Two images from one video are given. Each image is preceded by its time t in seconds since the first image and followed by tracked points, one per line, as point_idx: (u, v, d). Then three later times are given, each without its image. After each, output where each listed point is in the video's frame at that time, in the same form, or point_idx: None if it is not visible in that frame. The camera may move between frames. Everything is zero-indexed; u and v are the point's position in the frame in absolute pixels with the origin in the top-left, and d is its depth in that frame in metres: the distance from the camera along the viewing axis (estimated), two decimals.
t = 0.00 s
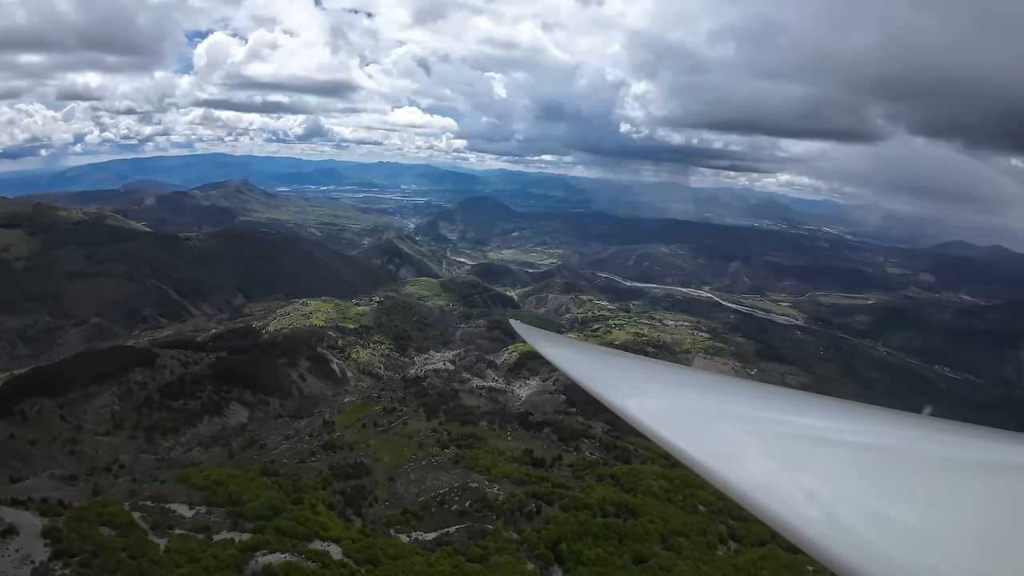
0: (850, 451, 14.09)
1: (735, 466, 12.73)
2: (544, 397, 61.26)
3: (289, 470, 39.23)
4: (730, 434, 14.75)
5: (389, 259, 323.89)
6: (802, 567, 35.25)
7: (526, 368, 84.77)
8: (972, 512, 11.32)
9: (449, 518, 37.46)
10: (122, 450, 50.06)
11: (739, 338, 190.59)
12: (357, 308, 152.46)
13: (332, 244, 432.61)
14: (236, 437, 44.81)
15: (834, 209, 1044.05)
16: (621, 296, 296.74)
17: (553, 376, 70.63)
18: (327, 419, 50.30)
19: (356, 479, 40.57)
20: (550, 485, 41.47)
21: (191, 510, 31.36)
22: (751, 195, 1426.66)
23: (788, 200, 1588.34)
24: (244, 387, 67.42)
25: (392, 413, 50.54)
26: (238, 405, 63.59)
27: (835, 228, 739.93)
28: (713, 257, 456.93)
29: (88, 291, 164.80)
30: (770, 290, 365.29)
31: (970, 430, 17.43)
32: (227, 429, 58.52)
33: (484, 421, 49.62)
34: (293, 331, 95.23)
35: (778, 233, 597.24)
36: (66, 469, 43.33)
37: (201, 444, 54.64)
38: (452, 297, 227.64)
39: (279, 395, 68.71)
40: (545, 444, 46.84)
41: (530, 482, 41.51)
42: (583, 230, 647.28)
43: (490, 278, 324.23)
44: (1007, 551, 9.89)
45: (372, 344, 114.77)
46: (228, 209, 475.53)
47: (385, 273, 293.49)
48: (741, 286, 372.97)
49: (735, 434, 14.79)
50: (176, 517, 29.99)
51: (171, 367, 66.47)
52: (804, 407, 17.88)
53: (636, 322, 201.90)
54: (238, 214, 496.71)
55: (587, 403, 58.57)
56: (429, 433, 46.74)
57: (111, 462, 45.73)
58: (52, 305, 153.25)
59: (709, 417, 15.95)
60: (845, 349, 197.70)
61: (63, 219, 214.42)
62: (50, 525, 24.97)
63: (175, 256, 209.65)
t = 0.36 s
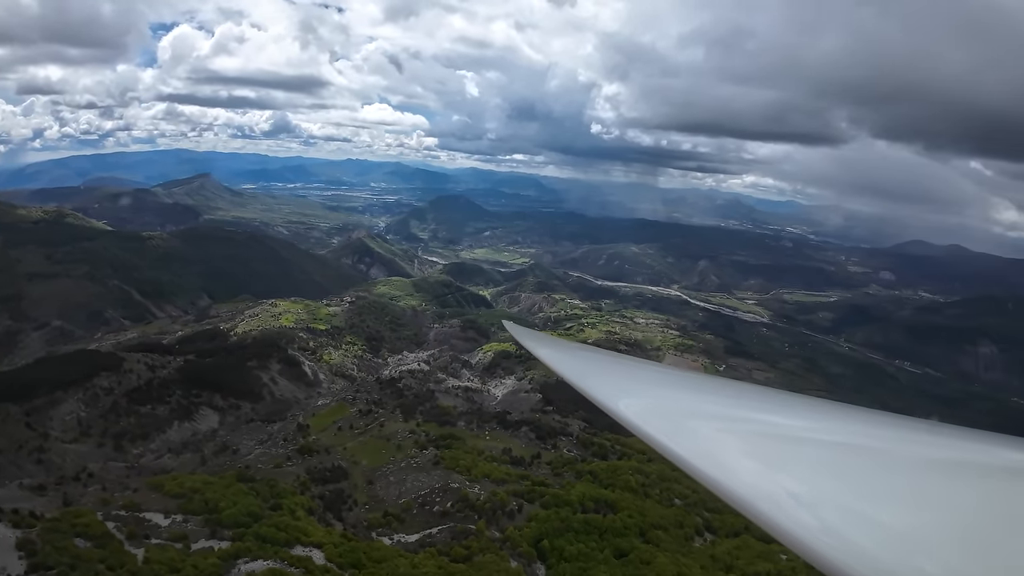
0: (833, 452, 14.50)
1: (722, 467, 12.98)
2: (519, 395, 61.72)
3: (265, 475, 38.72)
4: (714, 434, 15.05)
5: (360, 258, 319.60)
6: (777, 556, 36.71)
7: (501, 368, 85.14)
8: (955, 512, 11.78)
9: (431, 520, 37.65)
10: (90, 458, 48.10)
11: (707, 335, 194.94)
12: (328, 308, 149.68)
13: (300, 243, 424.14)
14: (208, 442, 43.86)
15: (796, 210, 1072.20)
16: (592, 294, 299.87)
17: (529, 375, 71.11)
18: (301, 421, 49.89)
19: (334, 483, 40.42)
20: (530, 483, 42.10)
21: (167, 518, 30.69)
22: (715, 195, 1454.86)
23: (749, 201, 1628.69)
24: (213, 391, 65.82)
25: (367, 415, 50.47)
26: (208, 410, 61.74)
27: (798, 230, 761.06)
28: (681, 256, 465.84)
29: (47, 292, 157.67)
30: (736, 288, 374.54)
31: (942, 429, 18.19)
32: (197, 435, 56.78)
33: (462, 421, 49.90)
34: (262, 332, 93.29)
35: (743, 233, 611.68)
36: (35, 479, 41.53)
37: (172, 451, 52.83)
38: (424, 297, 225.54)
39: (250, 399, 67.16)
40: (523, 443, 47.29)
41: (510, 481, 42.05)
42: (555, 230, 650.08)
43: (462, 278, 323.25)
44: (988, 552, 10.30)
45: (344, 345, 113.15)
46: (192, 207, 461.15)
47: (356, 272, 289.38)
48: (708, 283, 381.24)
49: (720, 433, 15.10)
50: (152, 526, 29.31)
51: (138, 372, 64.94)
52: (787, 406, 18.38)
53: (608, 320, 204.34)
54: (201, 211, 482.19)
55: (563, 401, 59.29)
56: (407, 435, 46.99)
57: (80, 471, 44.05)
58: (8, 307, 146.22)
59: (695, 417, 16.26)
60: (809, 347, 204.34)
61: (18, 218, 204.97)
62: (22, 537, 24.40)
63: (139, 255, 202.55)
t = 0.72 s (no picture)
0: (819, 452, 14.34)
1: (698, 471, 13.00)
2: (492, 393, 62.14)
3: (237, 479, 38.04)
4: (695, 435, 15.07)
5: (326, 255, 314.42)
6: (745, 545, 38.39)
7: (473, 366, 85.33)
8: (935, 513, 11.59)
9: (409, 519, 37.79)
10: (54, 463, 46.06)
11: (674, 331, 199.38)
12: (293, 306, 146.42)
13: (264, 238, 414.51)
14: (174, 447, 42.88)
15: (756, 210, 1101.62)
16: (561, 291, 302.61)
17: (500, 372, 72.03)
18: (271, 422, 49.46)
19: (308, 485, 40.14)
20: (506, 479, 42.90)
21: (138, 525, 30.07)
22: (677, 194, 1483.63)
23: (710, 200, 1666.66)
24: (179, 392, 64.24)
25: (339, 415, 50.35)
26: (173, 411, 59.76)
27: (758, 231, 782.76)
28: (647, 254, 474.17)
29: None
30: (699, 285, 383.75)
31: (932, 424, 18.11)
32: (164, 438, 55.17)
33: (436, 420, 50.39)
34: (227, 331, 91.36)
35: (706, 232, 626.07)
36: None
37: (140, 454, 51.02)
38: (393, 294, 223.11)
39: (216, 400, 65.34)
40: (498, 440, 48.03)
41: (486, 478, 42.79)
42: (523, 229, 652.58)
43: (431, 274, 321.48)
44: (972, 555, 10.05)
45: (312, 344, 111.29)
46: (149, 200, 445.20)
47: (322, 269, 284.32)
48: (673, 280, 389.48)
49: (701, 434, 15.06)
50: (123, 534, 28.73)
51: (99, 372, 63.49)
52: (771, 404, 18.40)
53: (578, 316, 206.71)
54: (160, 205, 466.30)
55: (536, 398, 60.04)
56: (381, 434, 47.28)
57: (43, 477, 42.27)
58: None
59: (677, 418, 16.32)
60: (771, 344, 211.11)
61: None
62: None
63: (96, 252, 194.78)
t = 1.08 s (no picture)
0: (802, 455, 13.44)
1: (668, 469, 12.18)
2: (463, 388, 62.42)
3: (206, 480, 37.22)
4: (672, 431, 14.30)
5: (290, 249, 309.55)
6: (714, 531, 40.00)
7: (443, 362, 86.08)
8: (918, 528, 10.61)
9: (386, 516, 37.72)
10: (14, 467, 44.07)
11: (640, 325, 204.13)
12: (257, 301, 142.71)
13: (225, 231, 405.35)
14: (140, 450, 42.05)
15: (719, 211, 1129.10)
16: (529, 285, 305.58)
17: (471, 367, 72.82)
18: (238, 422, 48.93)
19: (281, 485, 39.68)
20: (482, 473, 43.50)
21: (108, 529, 29.59)
22: (642, 191, 1507.93)
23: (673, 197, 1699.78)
24: (141, 392, 62.89)
25: (308, 413, 50.10)
26: (136, 412, 58.31)
27: (720, 230, 804.05)
28: (614, 249, 482.05)
29: None
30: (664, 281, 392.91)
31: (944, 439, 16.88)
32: (128, 439, 53.54)
33: (408, 416, 50.74)
34: (188, 328, 89.56)
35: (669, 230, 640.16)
36: None
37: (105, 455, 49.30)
38: (360, 289, 221.01)
39: (179, 399, 64.96)
40: (471, 435, 48.56)
41: (462, 473, 43.35)
42: (491, 226, 654.21)
43: (398, 269, 319.89)
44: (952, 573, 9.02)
45: (277, 341, 109.44)
46: (104, 191, 430.37)
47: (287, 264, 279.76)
48: (638, 276, 397.71)
49: (680, 434, 14.18)
50: (93, 539, 28.36)
51: (58, 374, 62.62)
52: (771, 406, 17.36)
53: (547, 311, 209.20)
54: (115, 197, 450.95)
55: (507, 393, 60.63)
56: (352, 432, 47.33)
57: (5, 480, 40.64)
58: None
59: (658, 414, 15.57)
60: (734, 339, 218.48)
61: None
62: None
63: (47, 245, 187.66)
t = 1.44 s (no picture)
0: (797, 449, 13.43)
1: (657, 471, 12.25)
2: (437, 382, 62.54)
3: (180, 482, 36.70)
4: (663, 428, 14.39)
5: (255, 242, 304.60)
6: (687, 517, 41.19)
7: (415, 357, 86.30)
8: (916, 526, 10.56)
9: (365, 512, 37.56)
10: None
11: (610, 318, 208.24)
12: (221, 296, 138.26)
13: (186, 225, 395.24)
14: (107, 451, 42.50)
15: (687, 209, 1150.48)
16: (501, 279, 307.46)
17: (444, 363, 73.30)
18: (209, 421, 48.54)
19: (255, 484, 39.21)
20: (460, 467, 43.65)
21: (82, 535, 29.30)
22: (611, 187, 1524.38)
23: (641, 193, 1721.25)
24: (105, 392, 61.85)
25: (280, 411, 49.71)
26: (101, 413, 57.36)
27: (687, 226, 819.01)
28: (584, 243, 488.05)
29: None
30: (632, 275, 400.15)
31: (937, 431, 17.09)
32: (94, 440, 52.65)
33: (382, 412, 50.77)
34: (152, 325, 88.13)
35: (637, 224, 649.77)
36: None
37: (71, 458, 48.40)
38: (328, 284, 218.74)
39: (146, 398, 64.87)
40: (447, 430, 48.82)
41: (440, 467, 43.48)
42: (462, 221, 652.60)
43: (367, 263, 317.85)
44: None
45: (244, 337, 107.18)
46: (60, 182, 416.19)
47: (253, 258, 275.04)
48: (607, 270, 403.85)
49: (669, 429, 14.36)
50: (65, 546, 28.16)
51: (20, 373, 61.29)
52: (765, 397, 17.47)
53: (518, 305, 210.69)
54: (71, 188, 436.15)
55: (481, 387, 61.14)
56: (327, 429, 47.09)
57: None
58: None
59: (649, 409, 15.70)
60: (703, 332, 224.13)
61: None
62: None
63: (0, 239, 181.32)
